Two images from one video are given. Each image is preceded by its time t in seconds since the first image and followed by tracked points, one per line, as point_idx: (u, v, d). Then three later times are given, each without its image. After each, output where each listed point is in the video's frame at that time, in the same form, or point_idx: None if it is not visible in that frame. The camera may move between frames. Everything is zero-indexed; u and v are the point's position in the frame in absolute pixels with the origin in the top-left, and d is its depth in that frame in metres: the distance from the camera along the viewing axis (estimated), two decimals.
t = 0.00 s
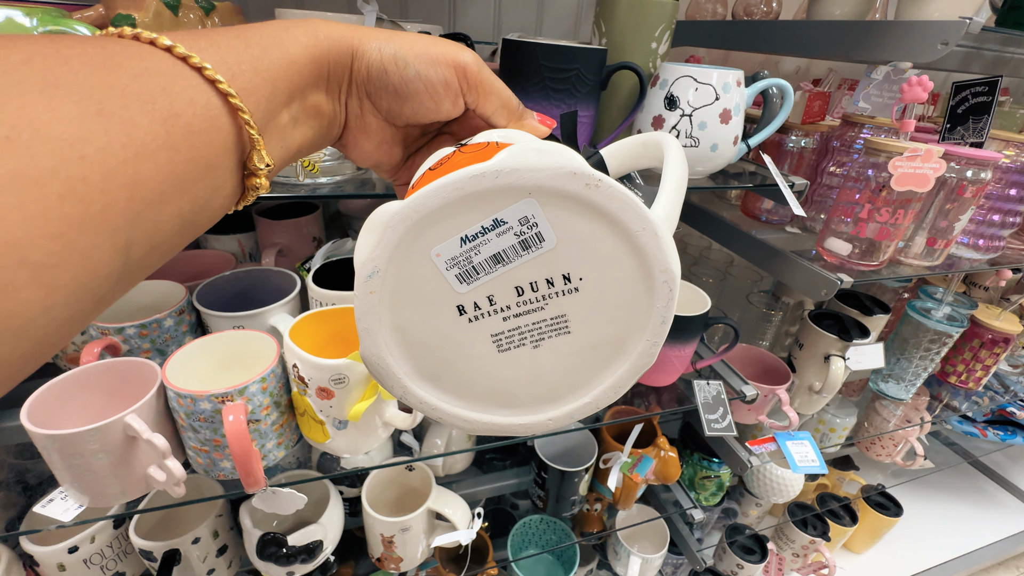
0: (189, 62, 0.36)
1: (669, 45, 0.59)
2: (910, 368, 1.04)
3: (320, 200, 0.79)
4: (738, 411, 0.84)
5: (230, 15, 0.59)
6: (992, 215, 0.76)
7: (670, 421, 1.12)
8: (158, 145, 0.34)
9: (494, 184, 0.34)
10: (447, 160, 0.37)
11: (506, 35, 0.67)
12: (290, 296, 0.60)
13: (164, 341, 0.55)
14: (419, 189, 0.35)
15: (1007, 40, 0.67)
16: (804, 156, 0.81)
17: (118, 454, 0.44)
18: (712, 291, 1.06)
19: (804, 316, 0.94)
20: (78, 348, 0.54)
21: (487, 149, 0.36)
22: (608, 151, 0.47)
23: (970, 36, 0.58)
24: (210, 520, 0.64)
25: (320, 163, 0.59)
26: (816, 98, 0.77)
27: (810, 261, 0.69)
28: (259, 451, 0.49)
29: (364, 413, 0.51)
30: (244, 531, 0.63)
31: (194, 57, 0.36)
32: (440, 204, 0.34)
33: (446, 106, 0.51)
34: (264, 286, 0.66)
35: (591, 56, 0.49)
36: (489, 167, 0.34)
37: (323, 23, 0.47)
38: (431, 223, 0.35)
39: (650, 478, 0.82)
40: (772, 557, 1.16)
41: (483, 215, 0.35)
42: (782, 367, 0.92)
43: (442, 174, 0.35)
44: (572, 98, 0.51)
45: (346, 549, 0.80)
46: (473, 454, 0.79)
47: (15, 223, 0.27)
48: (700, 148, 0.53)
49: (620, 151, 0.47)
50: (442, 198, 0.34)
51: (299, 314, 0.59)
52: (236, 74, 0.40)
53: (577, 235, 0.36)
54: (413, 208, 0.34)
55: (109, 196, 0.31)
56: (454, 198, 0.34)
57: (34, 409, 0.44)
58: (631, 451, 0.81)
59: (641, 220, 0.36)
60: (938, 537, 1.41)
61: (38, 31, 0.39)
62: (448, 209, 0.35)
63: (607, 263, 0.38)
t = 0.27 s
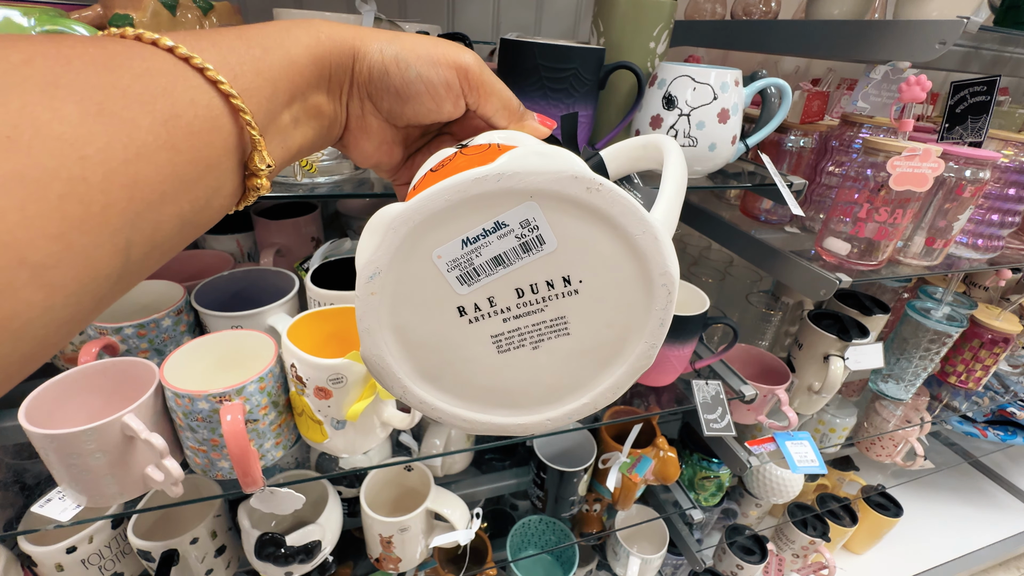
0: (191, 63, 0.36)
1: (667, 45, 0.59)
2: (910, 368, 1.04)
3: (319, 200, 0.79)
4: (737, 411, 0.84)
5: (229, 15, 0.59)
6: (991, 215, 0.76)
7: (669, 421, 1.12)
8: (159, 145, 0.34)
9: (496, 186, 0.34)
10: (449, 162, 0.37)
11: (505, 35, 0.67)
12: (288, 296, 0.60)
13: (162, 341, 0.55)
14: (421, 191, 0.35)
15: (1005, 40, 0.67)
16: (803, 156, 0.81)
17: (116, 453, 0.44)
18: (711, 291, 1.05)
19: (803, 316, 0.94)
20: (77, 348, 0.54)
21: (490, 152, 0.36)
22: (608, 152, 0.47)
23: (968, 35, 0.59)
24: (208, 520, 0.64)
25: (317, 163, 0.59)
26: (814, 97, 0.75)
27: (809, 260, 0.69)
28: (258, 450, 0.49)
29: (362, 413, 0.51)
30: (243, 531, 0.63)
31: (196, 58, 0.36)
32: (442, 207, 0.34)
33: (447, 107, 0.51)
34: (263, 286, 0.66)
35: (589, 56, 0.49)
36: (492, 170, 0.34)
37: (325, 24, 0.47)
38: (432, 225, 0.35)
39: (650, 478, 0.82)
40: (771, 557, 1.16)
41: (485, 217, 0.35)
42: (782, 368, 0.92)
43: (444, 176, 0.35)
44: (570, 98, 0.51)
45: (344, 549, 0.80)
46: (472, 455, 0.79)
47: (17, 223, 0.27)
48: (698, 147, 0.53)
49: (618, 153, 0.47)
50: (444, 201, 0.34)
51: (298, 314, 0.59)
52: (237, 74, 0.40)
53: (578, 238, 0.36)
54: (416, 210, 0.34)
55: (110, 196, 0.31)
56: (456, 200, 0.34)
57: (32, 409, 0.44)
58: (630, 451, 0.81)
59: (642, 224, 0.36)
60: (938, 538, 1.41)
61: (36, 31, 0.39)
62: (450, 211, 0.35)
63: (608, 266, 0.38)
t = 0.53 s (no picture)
0: (187, 62, 0.36)
1: (666, 44, 0.59)
2: (909, 368, 1.04)
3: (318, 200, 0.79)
4: (736, 411, 0.84)
5: (226, 15, 0.59)
6: (990, 215, 0.76)
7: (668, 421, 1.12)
8: (154, 144, 0.33)
9: (496, 194, 0.34)
10: (449, 166, 0.36)
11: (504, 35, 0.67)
12: (286, 296, 0.60)
13: (159, 342, 0.55)
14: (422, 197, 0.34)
15: (1004, 40, 0.67)
16: (802, 156, 0.81)
17: (113, 455, 0.44)
18: (710, 292, 1.05)
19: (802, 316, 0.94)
20: (74, 349, 0.54)
21: (490, 158, 0.35)
22: (606, 152, 0.47)
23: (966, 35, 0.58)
24: (206, 521, 0.64)
25: (315, 163, 0.59)
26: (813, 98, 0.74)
27: (808, 261, 0.69)
28: (255, 451, 0.49)
29: (360, 414, 0.51)
30: (240, 532, 0.62)
31: (193, 57, 0.36)
32: (441, 213, 0.34)
33: (446, 107, 0.51)
34: (261, 286, 0.66)
35: (586, 56, 0.49)
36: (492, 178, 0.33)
37: (323, 23, 0.47)
38: (432, 231, 0.35)
39: (648, 478, 0.82)
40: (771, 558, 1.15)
41: (484, 223, 0.35)
42: (780, 368, 0.92)
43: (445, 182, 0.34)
44: (568, 98, 0.50)
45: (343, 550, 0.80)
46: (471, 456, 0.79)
47: (11, 223, 0.27)
48: (697, 148, 0.53)
49: (616, 152, 0.46)
50: (444, 207, 0.34)
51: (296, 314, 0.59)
52: (233, 74, 0.40)
53: (576, 244, 0.36)
54: (416, 216, 0.34)
55: (106, 195, 0.31)
56: (456, 207, 0.34)
57: (28, 410, 0.44)
58: (629, 452, 0.80)
59: (641, 231, 0.36)
60: (938, 537, 1.41)
61: (30, 31, 0.39)
62: (449, 217, 0.34)
63: (606, 272, 0.38)
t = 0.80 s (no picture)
0: (181, 54, 0.36)
1: (664, 43, 0.59)
2: (907, 367, 1.04)
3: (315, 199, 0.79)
4: (734, 410, 0.84)
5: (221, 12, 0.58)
6: (988, 214, 0.76)
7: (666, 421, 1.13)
8: (146, 137, 0.33)
9: (500, 212, 0.33)
10: (450, 177, 0.35)
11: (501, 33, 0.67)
12: (283, 296, 0.59)
13: (155, 341, 0.54)
14: (424, 212, 0.33)
15: (1002, 38, 0.67)
16: (800, 155, 0.81)
17: (109, 455, 0.43)
18: (708, 290, 1.05)
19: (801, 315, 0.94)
20: (69, 348, 0.54)
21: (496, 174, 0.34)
22: (603, 157, 0.47)
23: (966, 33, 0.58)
24: (203, 521, 0.64)
25: (310, 162, 0.58)
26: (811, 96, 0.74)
27: (807, 259, 0.69)
28: (252, 451, 0.49)
29: (357, 414, 0.50)
30: (238, 532, 0.62)
31: (187, 48, 0.35)
32: (444, 229, 0.33)
33: (445, 106, 0.50)
34: (258, 286, 0.66)
35: (583, 54, 0.48)
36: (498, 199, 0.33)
37: (323, 17, 0.47)
38: (435, 246, 0.34)
39: (647, 477, 0.81)
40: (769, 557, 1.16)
41: (486, 239, 0.34)
42: (779, 367, 0.91)
43: (447, 197, 0.34)
44: (565, 97, 0.50)
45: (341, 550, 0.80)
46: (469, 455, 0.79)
47: None
48: (695, 146, 0.53)
49: (615, 155, 0.46)
50: (447, 223, 0.33)
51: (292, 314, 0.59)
52: (229, 67, 0.39)
53: (577, 261, 0.36)
54: (419, 231, 0.33)
55: (95, 189, 0.31)
56: (459, 223, 0.33)
57: (24, 411, 0.44)
58: (628, 451, 0.80)
59: (640, 251, 0.36)
60: (936, 536, 1.41)
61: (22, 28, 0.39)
62: (452, 233, 0.34)
63: (605, 289, 0.38)
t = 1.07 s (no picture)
0: (166, 37, 0.35)
1: (661, 39, 0.59)
2: (904, 364, 1.04)
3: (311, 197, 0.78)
4: (731, 407, 0.84)
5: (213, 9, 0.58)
6: (984, 211, 0.76)
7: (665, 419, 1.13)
8: (128, 127, 0.33)
9: (530, 294, 0.32)
10: (472, 224, 0.34)
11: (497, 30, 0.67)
12: (279, 295, 0.59)
13: (150, 340, 0.54)
14: (451, 277, 0.33)
15: (999, 35, 0.67)
16: (797, 152, 0.81)
17: (103, 454, 0.43)
18: (706, 288, 1.05)
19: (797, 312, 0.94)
20: (64, 348, 0.54)
21: (521, 229, 0.33)
22: (606, 152, 0.46)
23: (962, 28, 0.58)
24: (200, 520, 0.64)
25: (305, 159, 0.58)
26: (808, 93, 0.75)
27: (803, 257, 0.69)
28: (247, 451, 0.49)
29: (353, 412, 0.50)
30: (234, 531, 0.62)
31: (171, 32, 0.35)
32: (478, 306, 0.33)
33: (447, 101, 0.49)
34: (254, 285, 0.65)
35: (578, 50, 0.48)
36: (527, 273, 0.32)
37: (321, 4, 0.45)
38: (470, 320, 0.34)
39: (644, 475, 0.81)
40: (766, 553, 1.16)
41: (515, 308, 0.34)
42: (775, 363, 0.91)
43: (473, 260, 0.33)
44: (561, 94, 0.50)
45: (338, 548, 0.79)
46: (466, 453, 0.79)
47: None
48: (691, 143, 0.53)
49: (615, 153, 0.46)
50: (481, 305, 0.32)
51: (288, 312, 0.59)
52: (218, 54, 0.39)
53: (598, 317, 0.37)
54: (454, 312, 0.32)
55: (69, 179, 0.30)
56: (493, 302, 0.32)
57: (16, 410, 0.43)
58: (624, 448, 0.80)
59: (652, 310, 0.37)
60: (933, 532, 1.42)
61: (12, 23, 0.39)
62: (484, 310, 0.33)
63: (620, 334, 0.39)
